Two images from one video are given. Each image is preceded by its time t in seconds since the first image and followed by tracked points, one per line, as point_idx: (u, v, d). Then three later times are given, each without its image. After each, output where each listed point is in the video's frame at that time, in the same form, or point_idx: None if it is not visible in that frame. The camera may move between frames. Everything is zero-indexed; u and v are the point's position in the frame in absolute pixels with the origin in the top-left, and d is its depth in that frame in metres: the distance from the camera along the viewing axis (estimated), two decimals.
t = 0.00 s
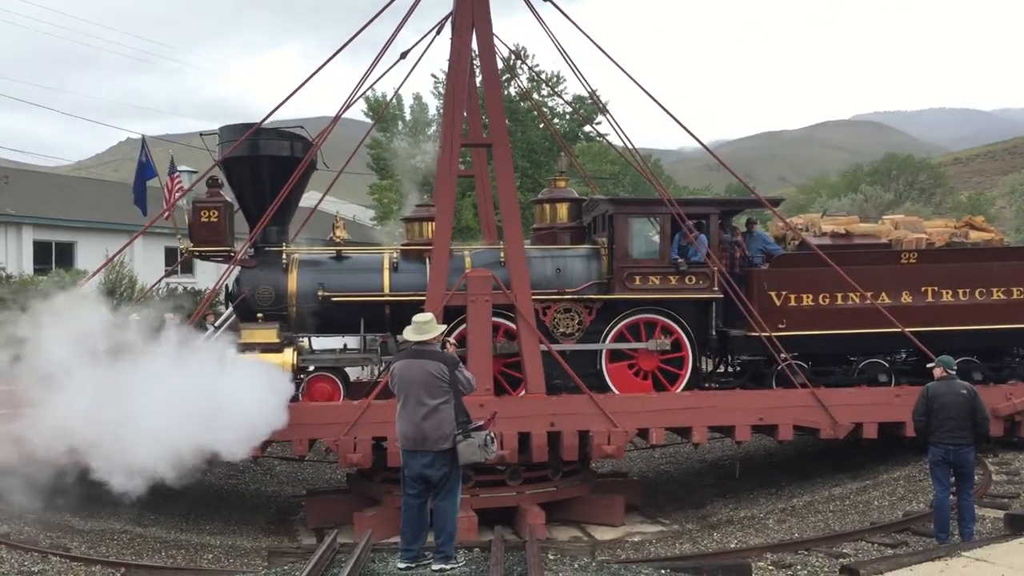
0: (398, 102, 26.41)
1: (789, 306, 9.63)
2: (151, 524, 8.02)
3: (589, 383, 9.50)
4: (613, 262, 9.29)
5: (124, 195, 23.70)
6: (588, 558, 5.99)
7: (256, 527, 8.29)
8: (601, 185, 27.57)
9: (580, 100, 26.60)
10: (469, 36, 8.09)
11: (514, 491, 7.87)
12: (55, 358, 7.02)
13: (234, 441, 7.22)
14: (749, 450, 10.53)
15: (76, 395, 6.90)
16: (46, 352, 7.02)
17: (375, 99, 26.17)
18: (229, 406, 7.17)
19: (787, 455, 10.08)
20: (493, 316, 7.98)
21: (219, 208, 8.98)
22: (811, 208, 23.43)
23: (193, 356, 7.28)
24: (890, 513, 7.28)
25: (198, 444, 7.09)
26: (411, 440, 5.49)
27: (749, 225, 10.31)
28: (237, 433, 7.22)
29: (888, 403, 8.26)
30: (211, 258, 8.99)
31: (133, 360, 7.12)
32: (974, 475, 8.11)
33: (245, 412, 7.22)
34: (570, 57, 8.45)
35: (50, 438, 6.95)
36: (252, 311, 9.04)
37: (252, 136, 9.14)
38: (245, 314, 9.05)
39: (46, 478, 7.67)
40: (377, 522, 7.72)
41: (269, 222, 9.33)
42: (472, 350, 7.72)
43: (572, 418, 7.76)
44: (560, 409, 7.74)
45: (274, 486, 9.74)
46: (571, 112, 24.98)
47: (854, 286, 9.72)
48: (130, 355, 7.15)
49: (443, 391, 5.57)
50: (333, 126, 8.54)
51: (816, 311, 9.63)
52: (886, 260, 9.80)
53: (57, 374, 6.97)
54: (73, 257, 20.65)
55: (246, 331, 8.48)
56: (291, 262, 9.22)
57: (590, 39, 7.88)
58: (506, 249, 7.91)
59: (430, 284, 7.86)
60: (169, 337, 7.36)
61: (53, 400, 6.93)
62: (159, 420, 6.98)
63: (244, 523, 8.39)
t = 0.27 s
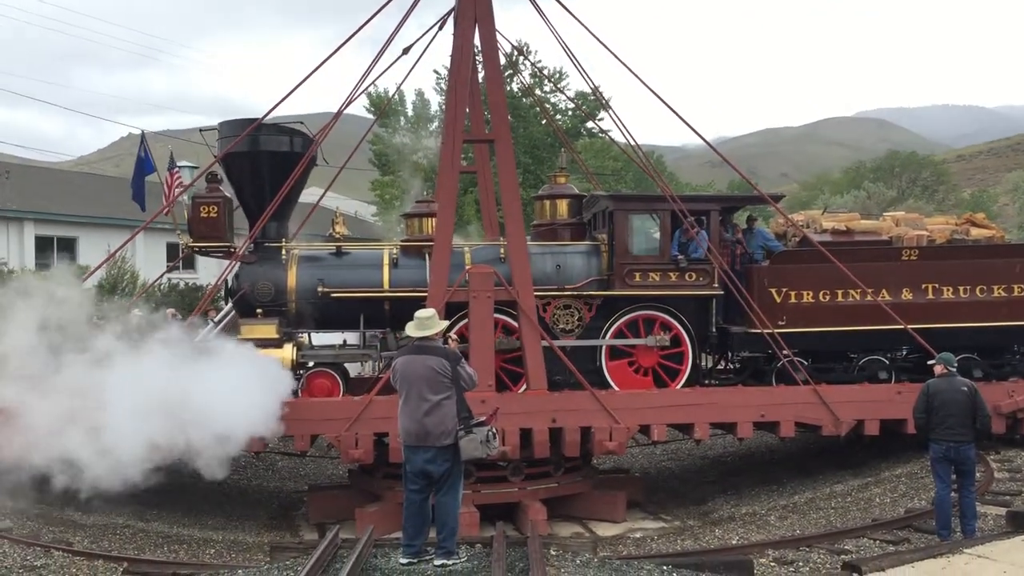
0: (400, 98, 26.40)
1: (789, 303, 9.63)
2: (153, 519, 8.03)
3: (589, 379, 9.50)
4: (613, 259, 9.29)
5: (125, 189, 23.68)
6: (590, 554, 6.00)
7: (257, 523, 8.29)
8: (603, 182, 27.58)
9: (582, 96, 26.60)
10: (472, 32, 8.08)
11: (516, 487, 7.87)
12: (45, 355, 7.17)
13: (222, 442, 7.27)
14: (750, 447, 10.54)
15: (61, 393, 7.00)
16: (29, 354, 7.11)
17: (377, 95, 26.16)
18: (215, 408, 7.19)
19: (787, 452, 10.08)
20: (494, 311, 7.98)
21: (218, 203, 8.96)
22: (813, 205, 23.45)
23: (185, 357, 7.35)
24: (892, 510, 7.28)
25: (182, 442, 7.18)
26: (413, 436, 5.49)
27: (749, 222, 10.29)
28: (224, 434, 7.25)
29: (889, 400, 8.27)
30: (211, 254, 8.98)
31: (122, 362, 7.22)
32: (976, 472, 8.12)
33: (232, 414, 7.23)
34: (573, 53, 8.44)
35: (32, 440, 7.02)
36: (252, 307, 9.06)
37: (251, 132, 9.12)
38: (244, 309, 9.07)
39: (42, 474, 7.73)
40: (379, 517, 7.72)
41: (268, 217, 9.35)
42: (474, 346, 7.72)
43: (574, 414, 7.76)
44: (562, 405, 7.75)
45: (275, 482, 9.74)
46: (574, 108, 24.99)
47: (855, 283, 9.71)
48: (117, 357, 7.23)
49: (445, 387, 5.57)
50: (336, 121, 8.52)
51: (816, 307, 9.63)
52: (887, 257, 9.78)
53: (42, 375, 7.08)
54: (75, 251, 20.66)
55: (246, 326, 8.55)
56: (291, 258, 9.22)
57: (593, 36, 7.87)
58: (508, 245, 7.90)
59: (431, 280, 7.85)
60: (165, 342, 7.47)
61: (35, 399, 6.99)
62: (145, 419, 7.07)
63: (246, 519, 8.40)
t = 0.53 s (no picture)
0: (405, 96, 26.41)
1: (791, 301, 9.62)
2: (157, 515, 8.06)
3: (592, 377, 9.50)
4: (616, 257, 9.28)
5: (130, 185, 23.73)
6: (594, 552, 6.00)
7: (261, 519, 8.31)
8: (608, 180, 27.57)
9: (587, 94, 26.59)
10: (476, 29, 8.07)
11: (520, 485, 7.88)
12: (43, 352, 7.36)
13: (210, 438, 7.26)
14: (754, 445, 10.53)
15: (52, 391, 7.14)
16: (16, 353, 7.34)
17: (382, 92, 26.17)
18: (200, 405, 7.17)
19: (791, 450, 10.08)
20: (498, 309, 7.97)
21: (221, 200, 8.97)
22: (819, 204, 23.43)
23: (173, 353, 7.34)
24: (896, 509, 7.27)
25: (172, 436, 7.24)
26: (417, 432, 5.50)
27: (753, 220, 10.25)
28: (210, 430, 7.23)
29: (894, 399, 8.26)
30: (213, 250, 8.98)
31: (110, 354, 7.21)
32: (980, 472, 8.11)
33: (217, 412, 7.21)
34: (577, 51, 8.43)
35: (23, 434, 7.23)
36: (254, 304, 9.06)
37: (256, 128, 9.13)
38: (246, 306, 9.07)
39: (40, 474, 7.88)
40: (383, 514, 7.73)
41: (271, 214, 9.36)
42: (478, 344, 7.71)
43: (578, 412, 7.76)
44: (566, 403, 7.74)
45: (279, 478, 9.76)
46: (578, 105, 24.98)
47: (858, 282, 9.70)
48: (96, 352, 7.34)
49: (448, 383, 5.57)
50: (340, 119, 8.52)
51: (819, 306, 9.62)
52: (890, 255, 9.76)
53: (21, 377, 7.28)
54: (80, 248, 20.74)
55: (249, 323, 8.42)
56: (293, 255, 9.21)
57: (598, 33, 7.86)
58: (512, 243, 7.89)
59: (436, 277, 7.84)
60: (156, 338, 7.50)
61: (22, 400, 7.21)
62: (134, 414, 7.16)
63: (250, 515, 8.42)
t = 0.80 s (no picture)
0: (410, 95, 26.41)
1: (795, 302, 9.59)
2: (162, 514, 8.06)
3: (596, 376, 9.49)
4: (619, 256, 9.26)
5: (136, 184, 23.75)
6: (599, 552, 6.00)
7: (266, 518, 8.32)
8: (612, 179, 27.57)
9: (592, 94, 26.59)
10: (482, 28, 8.06)
11: (524, 484, 7.88)
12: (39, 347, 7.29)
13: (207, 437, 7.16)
14: (759, 445, 10.52)
15: (48, 385, 7.10)
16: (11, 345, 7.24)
17: (387, 91, 26.19)
18: (195, 402, 7.06)
19: (795, 451, 10.07)
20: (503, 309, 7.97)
21: (224, 199, 8.97)
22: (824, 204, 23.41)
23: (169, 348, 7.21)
24: (901, 510, 7.26)
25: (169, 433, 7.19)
26: (422, 432, 5.49)
27: (757, 219, 10.23)
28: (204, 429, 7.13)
29: (899, 399, 8.24)
30: (217, 249, 9.01)
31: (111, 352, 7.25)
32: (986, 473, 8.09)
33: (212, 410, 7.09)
34: (583, 50, 8.42)
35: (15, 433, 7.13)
36: (258, 303, 9.08)
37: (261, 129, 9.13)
38: (250, 306, 9.09)
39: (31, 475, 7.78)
40: (387, 514, 7.73)
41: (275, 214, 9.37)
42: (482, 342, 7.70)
43: (582, 412, 7.75)
44: (570, 403, 7.74)
45: (283, 477, 9.78)
46: (583, 105, 25.00)
47: (862, 282, 9.67)
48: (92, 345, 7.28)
49: (454, 383, 5.57)
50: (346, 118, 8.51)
51: (823, 306, 9.60)
52: (895, 256, 9.74)
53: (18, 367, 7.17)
54: (86, 246, 20.75)
55: (253, 322, 8.40)
56: (296, 254, 9.22)
57: (605, 32, 7.86)
58: (518, 242, 7.88)
59: (441, 277, 7.83)
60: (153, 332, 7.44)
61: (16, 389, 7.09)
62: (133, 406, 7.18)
63: (254, 513, 8.43)
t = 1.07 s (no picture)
0: (416, 95, 26.42)
1: (800, 302, 9.58)
2: (167, 513, 8.08)
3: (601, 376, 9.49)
4: (624, 256, 9.25)
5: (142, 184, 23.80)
6: (605, 553, 5.99)
7: (272, 518, 8.34)
8: (619, 179, 27.52)
9: (598, 94, 26.55)
10: (488, 28, 8.06)
11: (530, 485, 7.88)
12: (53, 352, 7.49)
13: (200, 436, 7.09)
14: (765, 446, 10.50)
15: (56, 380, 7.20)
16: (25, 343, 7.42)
17: (393, 91, 26.20)
18: (188, 397, 7.00)
19: (801, 452, 10.05)
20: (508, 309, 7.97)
21: (229, 199, 8.97)
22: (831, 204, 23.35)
23: (167, 340, 7.17)
24: (908, 511, 7.24)
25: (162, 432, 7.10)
26: (427, 431, 5.49)
27: (762, 219, 10.19)
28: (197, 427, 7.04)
29: (906, 400, 8.22)
30: (222, 249, 9.03)
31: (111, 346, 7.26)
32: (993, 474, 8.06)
33: (202, 407, 6.99)
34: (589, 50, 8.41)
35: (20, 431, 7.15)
36: (261, 303, 9.07)
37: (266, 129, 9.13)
38: (254, 306, 9.08)
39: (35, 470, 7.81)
40: (392, 514, 7.73)
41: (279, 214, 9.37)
42: (488, 342, 7.70)
43: (588, 412, 7.75)
44: (575, 403, 7.73)
45: (288, 476, 9.79)
46: (589, 105, 24.97)
47: (868, 283, 9.65)
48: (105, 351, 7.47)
49: (459, 383, 5.56)
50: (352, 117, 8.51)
51: (827, 307, 9.58)
52: (901, 257, 9.71)
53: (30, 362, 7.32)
54: (92, 246, 20.81)
55: (255, 322, 8.41)
56: (300, 254, 9.22)
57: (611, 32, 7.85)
58: (524, 242, 7.88)
59: (447, 277, 7.84)
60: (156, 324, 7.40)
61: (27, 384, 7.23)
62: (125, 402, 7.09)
63: (260, 513, 8.45)
